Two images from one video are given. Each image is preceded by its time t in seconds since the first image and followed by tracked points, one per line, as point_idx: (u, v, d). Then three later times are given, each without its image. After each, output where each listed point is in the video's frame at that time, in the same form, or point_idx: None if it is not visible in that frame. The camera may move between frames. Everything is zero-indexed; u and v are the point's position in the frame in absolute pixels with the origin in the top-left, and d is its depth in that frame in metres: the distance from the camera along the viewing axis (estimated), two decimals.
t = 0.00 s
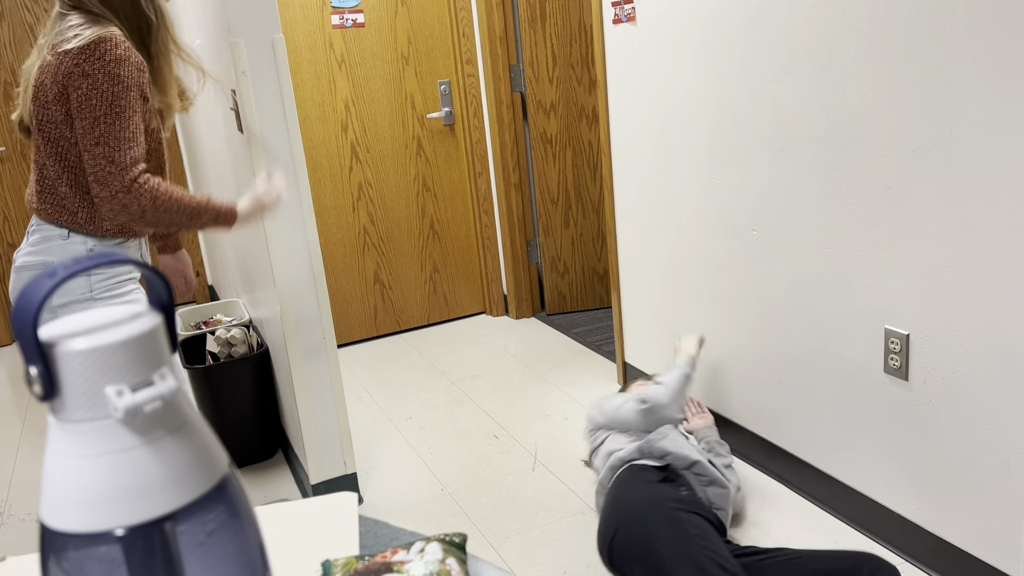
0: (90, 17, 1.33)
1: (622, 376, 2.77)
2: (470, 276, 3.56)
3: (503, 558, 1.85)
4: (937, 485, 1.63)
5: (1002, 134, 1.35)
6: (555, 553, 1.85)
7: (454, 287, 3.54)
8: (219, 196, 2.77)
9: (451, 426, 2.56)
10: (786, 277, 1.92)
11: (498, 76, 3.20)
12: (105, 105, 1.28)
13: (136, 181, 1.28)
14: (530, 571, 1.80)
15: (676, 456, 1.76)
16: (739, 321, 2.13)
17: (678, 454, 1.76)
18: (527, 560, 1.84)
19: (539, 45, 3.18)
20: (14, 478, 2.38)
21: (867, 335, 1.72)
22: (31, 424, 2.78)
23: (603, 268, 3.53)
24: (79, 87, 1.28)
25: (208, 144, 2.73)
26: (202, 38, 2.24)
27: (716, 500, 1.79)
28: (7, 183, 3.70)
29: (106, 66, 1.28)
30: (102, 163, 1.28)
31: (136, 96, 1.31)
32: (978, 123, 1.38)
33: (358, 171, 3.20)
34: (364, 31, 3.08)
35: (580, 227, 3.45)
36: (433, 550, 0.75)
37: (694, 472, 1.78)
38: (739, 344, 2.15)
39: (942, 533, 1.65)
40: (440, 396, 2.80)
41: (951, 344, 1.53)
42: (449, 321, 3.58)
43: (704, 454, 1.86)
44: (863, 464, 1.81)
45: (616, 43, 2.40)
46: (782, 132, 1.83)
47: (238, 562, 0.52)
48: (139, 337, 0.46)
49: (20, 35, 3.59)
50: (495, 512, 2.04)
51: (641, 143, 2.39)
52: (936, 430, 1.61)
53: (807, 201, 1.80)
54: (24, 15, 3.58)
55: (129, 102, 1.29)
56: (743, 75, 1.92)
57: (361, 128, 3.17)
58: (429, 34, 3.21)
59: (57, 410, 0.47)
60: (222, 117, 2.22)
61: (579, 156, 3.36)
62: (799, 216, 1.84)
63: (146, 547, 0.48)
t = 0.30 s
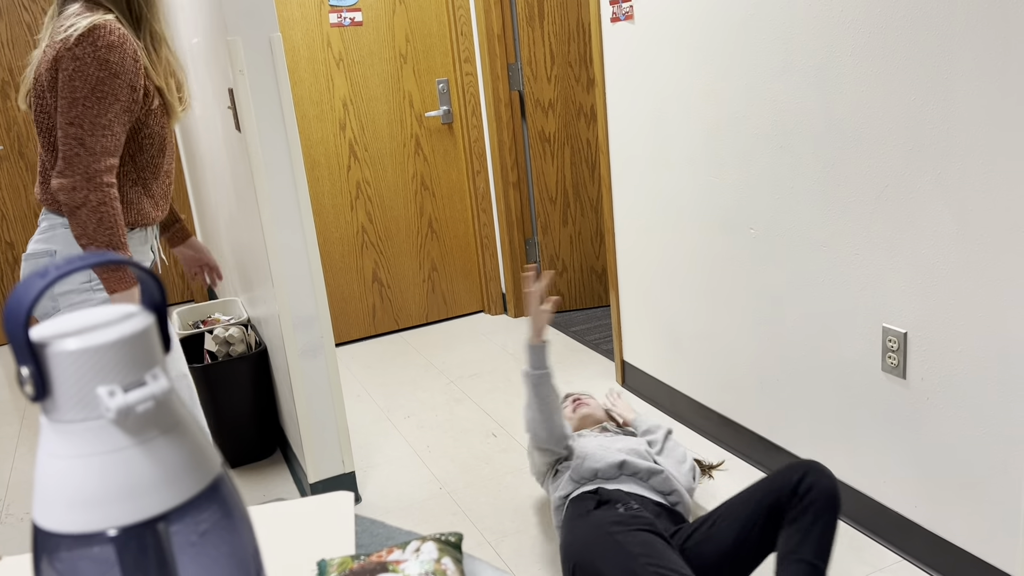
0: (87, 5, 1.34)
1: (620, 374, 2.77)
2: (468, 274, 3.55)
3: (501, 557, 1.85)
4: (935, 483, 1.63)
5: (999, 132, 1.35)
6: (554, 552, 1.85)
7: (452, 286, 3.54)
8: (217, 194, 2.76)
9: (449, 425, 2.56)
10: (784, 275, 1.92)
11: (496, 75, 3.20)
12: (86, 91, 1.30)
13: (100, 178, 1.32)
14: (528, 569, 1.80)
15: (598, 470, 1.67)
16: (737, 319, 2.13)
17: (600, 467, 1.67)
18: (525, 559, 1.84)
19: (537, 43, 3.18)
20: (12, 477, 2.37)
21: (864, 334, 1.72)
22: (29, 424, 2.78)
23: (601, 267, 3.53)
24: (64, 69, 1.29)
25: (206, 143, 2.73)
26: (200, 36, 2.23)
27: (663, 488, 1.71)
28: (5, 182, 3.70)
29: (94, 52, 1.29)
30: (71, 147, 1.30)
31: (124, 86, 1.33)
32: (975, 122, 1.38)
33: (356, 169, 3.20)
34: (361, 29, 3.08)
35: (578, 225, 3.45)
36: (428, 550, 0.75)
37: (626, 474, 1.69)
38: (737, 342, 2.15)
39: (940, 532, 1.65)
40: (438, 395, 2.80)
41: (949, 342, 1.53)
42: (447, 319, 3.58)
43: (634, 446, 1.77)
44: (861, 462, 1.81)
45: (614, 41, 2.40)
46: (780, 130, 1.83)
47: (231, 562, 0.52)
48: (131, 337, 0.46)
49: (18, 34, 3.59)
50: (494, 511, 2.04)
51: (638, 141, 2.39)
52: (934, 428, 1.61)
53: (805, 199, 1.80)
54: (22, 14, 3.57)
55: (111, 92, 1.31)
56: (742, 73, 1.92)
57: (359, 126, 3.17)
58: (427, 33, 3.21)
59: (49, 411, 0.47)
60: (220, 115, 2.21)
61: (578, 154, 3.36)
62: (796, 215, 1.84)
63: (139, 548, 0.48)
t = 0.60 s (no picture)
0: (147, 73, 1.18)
1: (619, 373, 2.77)
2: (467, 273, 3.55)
3: (501, 555, 1.85)
4: (934, 482, 1.63)
5: (998, 130, 1.35)
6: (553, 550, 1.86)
7: (452, 285, 3.54)
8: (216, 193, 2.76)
9: (449, 424, 2.56)
10: (784, 274, 1.92)
11: (496, 74, 3.20)
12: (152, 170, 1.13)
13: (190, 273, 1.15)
14: (528, 568, 1.80)
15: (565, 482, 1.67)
16: (737, 318, 2.13)
17: (568, 478, 1.66)
18: (525, 557, 1.84)
19: (537, 43, 3.18)
20: (12, 477, 2.38)
21: (863, 332, 1.73)
22: (29, 423, 2.78)
23: (601, 266, 3.53)
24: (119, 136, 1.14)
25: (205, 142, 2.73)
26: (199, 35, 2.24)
27: (636, 485, 1.67)
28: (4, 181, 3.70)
29: (145, 128, 1.13)
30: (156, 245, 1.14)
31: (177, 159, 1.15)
32: (974, 120, 1.38)
33: (356, 169, 3.20)
34: (361, 29, 3.08)
35: (578, 224, 3.45)
36: (428, 548, 0.75)
37: (598, 477, 1.66)
38: (737, 340, 2.15)
39: (939, 529, 1.65)
40: (438, 394, 2.80)
41: (949, 341, 1.54)
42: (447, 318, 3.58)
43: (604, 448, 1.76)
44: (860, 460, 1.81)
45: (613, 40, 2.40)
46: (779, 129, 1.83)
47: (230, 560, 0.52)
48: (131, 335, 0.46)
49: (16, 34, 3.59)
50: (493, 510, 2.05)
51: (638, 140, 2.39)
52: (933, 426, 1.61)
53: (804, 198, 1.80)
54: (20, 13, 3.57)
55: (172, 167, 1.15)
56: (741, 72, 1.92)
57: (358, 126, 3.17)
58: (426, 33, 3.21)
59: (50, 410, 0.47)
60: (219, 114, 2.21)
61: (577, 154, 3.36)
62: (795, 213, 1.84)
63: (140, 546, 0.48)
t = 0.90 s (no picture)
0: None
1: (620, 372, 2.77)
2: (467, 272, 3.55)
3: (501, 555, 1.85)
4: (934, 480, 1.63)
5: (998, 128, 1.35)
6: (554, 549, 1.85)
7: (452, 284, 3.54)
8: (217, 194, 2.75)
9: (449, 424, 2.56)
10: (784, 273, 1.92)
11: (496, 74, 3.21)
12: (281, 0, 1.32)
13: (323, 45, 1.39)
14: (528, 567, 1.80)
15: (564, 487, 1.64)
16: (737, 317, 2.13)
17: (568, 482, 1.64)
18: (525, 556, 1.84)
19: (536, 42, 3.18)
20: (13, 477, 2.37)
21: (864, 331, 1.73)
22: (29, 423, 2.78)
23: (601, 264, 3.54)
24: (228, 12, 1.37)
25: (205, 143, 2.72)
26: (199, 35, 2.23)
27: (637, 489, 1.65)
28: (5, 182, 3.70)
29: None
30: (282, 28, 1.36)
31: (316, 13, 1.36)
32: (974, 118, 1.38)
33: (356, 169, 3.20)
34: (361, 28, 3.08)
35: (578, 223, 3.46)
36: (427, 548, 0.75)
37: (597, 480, 1.64)
38: (737, 339, 2.15)
39: (939, 528, 1.65)
40: (438, 393, 2.80)
41: (949, 339, 1.53)
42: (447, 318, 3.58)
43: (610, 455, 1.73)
44: (861, 458, 1.81)
45: (613, 39, 2.40)
46: (780, 127, 1.83)
47: (228, 560, 0.52)
48: (128, 335, 0.46)
49: (16, 34, 3.59)
50: (493, 509, 2.04)
51: (638, 138, 2.38)
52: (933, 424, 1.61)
53: (804, 196, 1.80)
54: (20, 14, 3.57)
55: None
56: (741, 70, 1.91)
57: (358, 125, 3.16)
58: (426, 33, 3.21)
59: (47, 410, 0.47)
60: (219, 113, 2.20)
61: (577, 153, 3.37)
62: (796, 212, 1.84)
63: (138, 546, 0.48)
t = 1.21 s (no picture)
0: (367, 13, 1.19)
1: (620, 371, 2.77)
2: (467, 273, 3.55)
3: (502, 554, 1.85)
4: (934, 479, 1.64)
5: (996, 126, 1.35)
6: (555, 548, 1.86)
7: (452, 284, 3.53)
8: (217, 194, 2.76)
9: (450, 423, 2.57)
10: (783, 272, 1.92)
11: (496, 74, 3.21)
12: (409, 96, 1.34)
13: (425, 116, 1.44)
14: (529, 566, 1.80)
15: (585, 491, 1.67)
16: (736, 315, 2.13)
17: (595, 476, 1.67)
18: (526, 555, 1.84)
19: (536, 41, 3.18)
20: (14, 478, 2.37)
21: (863, 329, 1.73)
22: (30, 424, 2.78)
23: (601, 263, 3.54)
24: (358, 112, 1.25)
25: (205, 143, 2.73)
26: (198, 35, 2.24)
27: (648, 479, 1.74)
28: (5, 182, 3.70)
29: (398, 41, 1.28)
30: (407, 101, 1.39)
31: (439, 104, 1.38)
32: (972, 117, 1.39)
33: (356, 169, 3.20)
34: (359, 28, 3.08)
35: (578, 222, 3.46)
36: (425, 547, 0.75)
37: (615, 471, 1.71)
38: (737, 338, 2.15)
39: (939, 526, 1.65)
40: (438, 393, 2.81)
41: (948, 337, 1.54)
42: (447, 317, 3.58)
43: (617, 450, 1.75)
44: (861, 457, 1.81)
45: (612, 38, 2.41)
46: (779, 126, 1.83)
47: (227, 559, 0.53)
48: (127, 337, 0.47)
49: (16, 35, 3.60)
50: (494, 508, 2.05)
51: (637, 137, 2.39)
52: (932, 423, 1.61)
53: (803, 195, 1.81)
54: (19, 14, 3.58)
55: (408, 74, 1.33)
56: (740, 69, 1.92)
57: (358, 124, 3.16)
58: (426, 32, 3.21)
59: (46, 411, 0.47)
60: (219, 113, 2.20)
61: (577, 153, 3.37)
62: (795, 211, 1.84)
63: (137, 546, 0.49)
